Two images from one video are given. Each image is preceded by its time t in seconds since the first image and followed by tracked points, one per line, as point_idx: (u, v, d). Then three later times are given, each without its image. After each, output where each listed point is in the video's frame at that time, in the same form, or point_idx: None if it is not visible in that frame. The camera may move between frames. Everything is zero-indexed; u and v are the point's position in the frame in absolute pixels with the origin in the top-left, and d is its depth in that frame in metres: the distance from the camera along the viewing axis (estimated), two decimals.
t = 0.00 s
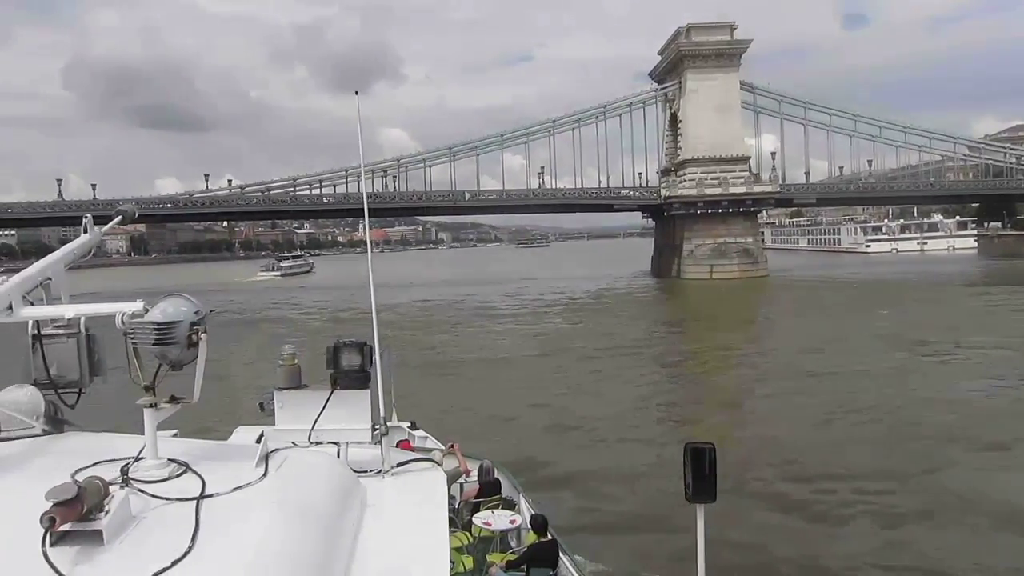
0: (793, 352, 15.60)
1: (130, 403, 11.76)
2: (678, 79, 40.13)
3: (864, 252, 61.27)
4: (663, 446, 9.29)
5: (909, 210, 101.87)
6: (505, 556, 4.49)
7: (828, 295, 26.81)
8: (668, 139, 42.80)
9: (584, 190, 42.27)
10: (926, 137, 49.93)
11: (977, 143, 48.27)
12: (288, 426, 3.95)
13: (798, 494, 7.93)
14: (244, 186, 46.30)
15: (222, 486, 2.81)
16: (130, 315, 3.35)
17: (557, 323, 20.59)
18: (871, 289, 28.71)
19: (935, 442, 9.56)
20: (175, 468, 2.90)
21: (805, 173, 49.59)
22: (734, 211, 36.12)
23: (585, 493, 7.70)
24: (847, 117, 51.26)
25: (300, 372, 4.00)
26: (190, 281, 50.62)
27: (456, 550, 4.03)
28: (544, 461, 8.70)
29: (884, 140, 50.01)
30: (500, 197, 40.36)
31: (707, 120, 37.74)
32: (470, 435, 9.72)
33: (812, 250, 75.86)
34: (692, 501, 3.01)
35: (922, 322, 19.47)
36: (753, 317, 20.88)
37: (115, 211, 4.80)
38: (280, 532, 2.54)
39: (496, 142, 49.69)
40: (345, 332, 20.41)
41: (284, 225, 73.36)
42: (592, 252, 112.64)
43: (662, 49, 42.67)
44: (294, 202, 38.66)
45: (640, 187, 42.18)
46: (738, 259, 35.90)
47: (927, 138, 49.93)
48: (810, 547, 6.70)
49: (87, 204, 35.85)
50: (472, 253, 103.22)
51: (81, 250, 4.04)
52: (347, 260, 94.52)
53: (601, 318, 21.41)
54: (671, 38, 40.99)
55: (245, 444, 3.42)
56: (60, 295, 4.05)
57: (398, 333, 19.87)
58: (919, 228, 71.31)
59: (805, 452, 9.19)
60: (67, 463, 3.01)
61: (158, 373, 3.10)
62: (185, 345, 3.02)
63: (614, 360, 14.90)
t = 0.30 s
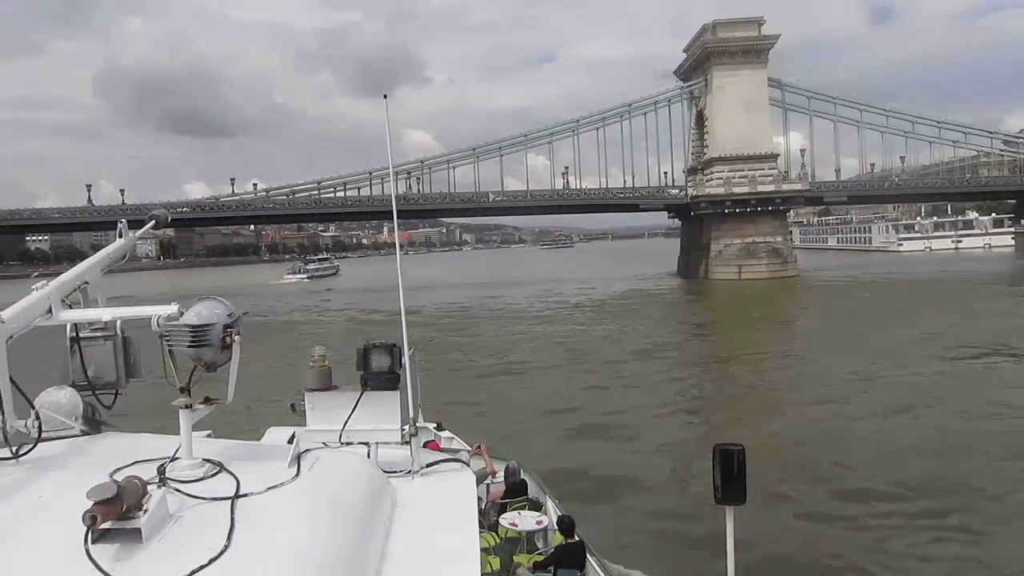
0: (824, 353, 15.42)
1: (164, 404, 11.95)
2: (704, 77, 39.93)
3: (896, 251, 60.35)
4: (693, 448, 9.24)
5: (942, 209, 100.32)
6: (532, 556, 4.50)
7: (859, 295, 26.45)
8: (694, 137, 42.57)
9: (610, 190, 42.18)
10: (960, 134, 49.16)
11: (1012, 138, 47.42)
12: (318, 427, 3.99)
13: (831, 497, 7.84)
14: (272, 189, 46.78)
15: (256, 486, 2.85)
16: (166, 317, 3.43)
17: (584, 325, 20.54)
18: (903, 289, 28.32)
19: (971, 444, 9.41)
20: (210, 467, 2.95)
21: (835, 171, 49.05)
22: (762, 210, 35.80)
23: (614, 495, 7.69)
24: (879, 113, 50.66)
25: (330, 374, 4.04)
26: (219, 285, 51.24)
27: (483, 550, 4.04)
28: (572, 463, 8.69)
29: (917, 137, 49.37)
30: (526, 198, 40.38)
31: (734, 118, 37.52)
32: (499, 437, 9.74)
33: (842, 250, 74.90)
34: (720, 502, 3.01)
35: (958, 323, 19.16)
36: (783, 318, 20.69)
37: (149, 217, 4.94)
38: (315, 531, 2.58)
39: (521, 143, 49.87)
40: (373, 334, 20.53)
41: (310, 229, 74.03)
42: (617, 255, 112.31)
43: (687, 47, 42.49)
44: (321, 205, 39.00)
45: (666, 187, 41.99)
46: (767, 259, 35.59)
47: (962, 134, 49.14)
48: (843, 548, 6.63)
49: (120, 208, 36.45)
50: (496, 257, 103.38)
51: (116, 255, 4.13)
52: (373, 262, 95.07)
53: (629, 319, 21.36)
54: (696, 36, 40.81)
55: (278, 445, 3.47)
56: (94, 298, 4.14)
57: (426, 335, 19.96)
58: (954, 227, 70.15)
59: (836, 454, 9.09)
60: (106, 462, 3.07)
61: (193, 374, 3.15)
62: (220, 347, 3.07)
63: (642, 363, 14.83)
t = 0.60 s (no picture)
0: (853, 356, 15.25)
1: (194, 403, 12.11)
2: (731, 75, 39.66)
3: (927, 252, 59.44)
4: (719, 453, 9.18)
5: (975, 210, 98.64)
6: (555, 557, 4.52)
7: (890, 297, 26.12)
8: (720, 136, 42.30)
9: (634, 190, 42.05)
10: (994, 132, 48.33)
11: None
12: (345, 425, 4.02)
13: (859, 502, 7.76)
14: (298, 190, 47.18)
15: (284, 483, 2.89)
16: (196, 317, 3.48)
17: (609, 327, 20.48)
18: (934, 291, 27.90)
19: (1003, 451, 9.27)
20: (239, 464, 2.99)
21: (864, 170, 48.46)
22: (790, 210, 35.42)
23: (639, 501, 7.67)
24: (910, 111, 49.97)
25: (357, 373, 4.07)
26: (245, 284, 51.79)
27: (506, 550, 4.06)
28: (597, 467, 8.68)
29: (949, 135, 48.65)
30: (551, 198, 40.36)
31: (762, 117, 37.28)
32: (525, 440, 9.74)
33: (871, 252, 73.99)
34: (746, 505, 2.99)
35: (992, 327, 18.83)
36: (811, 321, 20.49)
37: (179, 217, 5.04)
38: (344, 530, 2.60)
39: (545, 142, 49.92)
40: (399, 334, 20.62)
41: (334, 229, 74.58)
42: (641, 255, 111.75)
43: (714, 45, 42.24)
44: (347, 205, 39.29)
45: (691, 186, 41.75)
46: (795, 260, 35.19)
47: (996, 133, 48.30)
48: (873, 555, 6.56)
49: (150, 209, 37.01)
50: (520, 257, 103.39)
51: (147, 255, 4.20)
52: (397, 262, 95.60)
53: (654, 321, 21.29)
54: (723, 33, 40.55)
55: (305, 444, 3.50)
56: (126, 298, 4.22)
57: (451, 336, 20.03)
58: (987, 227, 68.91)
59: (866, 459, 8.99)
60: (137, 459, 3.12)
61: (222, 373, 3.20)
62: (249, 345, 3.11)
63: (668, 365, 14.78)
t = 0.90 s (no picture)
0: (879, 359, 15.07)
1: (222, 399, 12.23)
2: (757, 73, 39.32)
3: (956, 255, 58.59)
4: (745, 456, 9.12)
5: (1006, 211, 97.05)
6: (576, 557, 4.50)
7: (918, 300, 25.75)
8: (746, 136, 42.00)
9: (658, 190, 41.83)
10: None
11: None
12: (371, 423, 4.04)
13: (884, 505, 7.68)
14: (321, 188, 47.51)
15: (312, 479, 2.91)
16: (225, 313, 3.53)
17: (632, 328, 20.38)
18: (964, 295, 27.47)
19: None
20: (267, 460, 3.02)
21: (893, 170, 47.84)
22: (817, 211, 35.04)
23: (665, 502, 7.62)
24: (941, 110, 49.24)
25: (382, 371, 4.08)
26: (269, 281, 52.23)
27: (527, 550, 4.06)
28: (622, 469, 8.63)
29: (981, 135, 47.84)
30: (573, 198, 40.29)
31: (789, 116, 36.98)
32: (548, 441, 9.73)
33: (898, 253, 73.02)
34: (770, 507, 2.96)
35: None
36: (838, 323, 20.28)
37: (207, 215, 5.09)
38: (372, 526, 2.61)
39: (569, 140, 49.87)
40: (420, 334, 20.66)
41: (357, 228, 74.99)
42: (665, 255, 111.27)
43: (741, 43, 41.89)
44: (370, 204, 39.47)
45: (716, 186, 41.48)
46: (822, 261, 34.69)
47: None
48: (897, 559, 6.49)
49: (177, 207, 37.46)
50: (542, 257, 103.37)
51: (176, 253, 4.25)
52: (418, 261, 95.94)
53: (678, 322, 21.20)
54: (750, 31, 40.20)
55: (332, 441, 3.52)
56: (156, 294, 4.27)
57: (473, 337, 20.04)
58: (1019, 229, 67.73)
59: (892, 463, 8.89)
60: (167, 454, 3.17)
61: (251, 369, 3.23)
62: (277, 342, 3.14)
63: (692, 367, 14.70)
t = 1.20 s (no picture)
0: (907, 361, 14.90)
1: (249, 396, 12.36)
2: (783, 70, 38.99)
3: (986, 255, 57.71)
4: (771, 459, 9.05)
5: None
6: (600, 556, 4.48)
7: (948, 302, 25.38)
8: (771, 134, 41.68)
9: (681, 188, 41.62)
10: None
11: None
12: (399, 421, 4.04)
13: (912, 506, 7.62)
14: (344, 187, 47.77)
15: (342, 476, 2.94)
16: (256, 312, 3.57)
17: (656, 329, 20.28)
18: (993, 296, 27.08)
19: None
20: (298, 457, 3.05)
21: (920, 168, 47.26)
22: (845, 210, 34.67)
23: (692, 505, 7.58)
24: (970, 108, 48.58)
25: (410, 368, 4.08)
26: (291, 279, 52.65)
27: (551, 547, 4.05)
28: (646, 470, 8.63)
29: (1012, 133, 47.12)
30: (596, 196, 40.19)
31: (816, 114, 36.67)
32: (573, 442, 9.73)
33: (926, 253, 72.05)
34: (797, 508, 2.93)
35: None
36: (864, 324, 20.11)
37: (235, 215, 5.16)
38: (404, 521, 2.63)
39: (591, 139, 49.79)
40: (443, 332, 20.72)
41: (379, 227, 75.32)
42: (687, 254, 110.67)
43: (766, 39, 41.55)
44: (392, 203, 39.62)
45: (740, 185, 41.19)
46: (849, 261, 34.20)
47: None
48: (924, 560, 6.45)
49: (203, 206, 37.89)
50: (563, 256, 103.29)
51: (207, 251, 4.29)
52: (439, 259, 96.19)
53: (701, 323, 21.12)
54: (776, 27, 39.84)
55: (360, 438, 3.54)
56: (186, 293, 4.31)
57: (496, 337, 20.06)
58: None
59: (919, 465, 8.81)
60: (201, 450, 3.21)
61: (282, 366, 3.26)
62: (308, 339, 3.16)
63: (716, 368, 14.61)
